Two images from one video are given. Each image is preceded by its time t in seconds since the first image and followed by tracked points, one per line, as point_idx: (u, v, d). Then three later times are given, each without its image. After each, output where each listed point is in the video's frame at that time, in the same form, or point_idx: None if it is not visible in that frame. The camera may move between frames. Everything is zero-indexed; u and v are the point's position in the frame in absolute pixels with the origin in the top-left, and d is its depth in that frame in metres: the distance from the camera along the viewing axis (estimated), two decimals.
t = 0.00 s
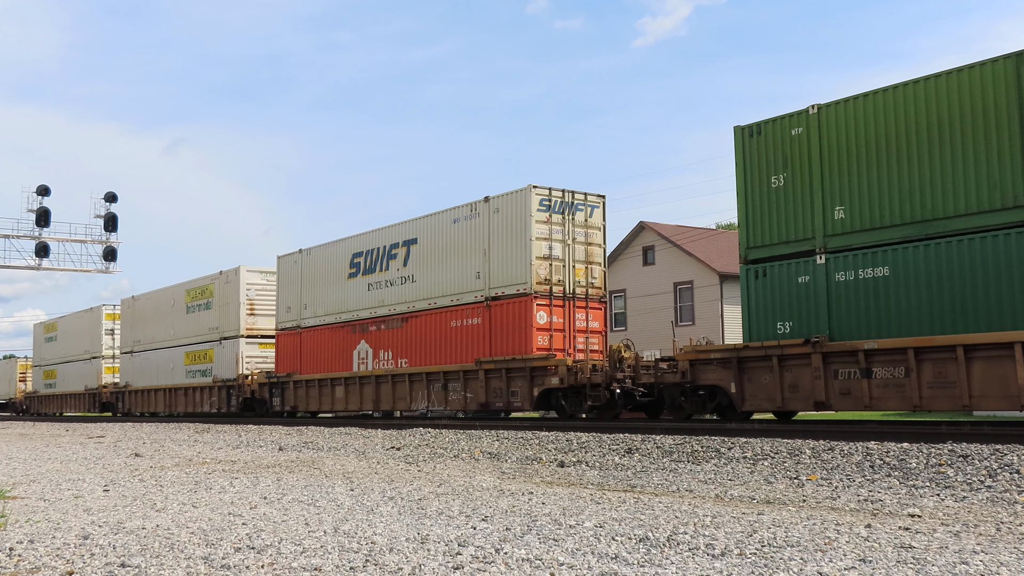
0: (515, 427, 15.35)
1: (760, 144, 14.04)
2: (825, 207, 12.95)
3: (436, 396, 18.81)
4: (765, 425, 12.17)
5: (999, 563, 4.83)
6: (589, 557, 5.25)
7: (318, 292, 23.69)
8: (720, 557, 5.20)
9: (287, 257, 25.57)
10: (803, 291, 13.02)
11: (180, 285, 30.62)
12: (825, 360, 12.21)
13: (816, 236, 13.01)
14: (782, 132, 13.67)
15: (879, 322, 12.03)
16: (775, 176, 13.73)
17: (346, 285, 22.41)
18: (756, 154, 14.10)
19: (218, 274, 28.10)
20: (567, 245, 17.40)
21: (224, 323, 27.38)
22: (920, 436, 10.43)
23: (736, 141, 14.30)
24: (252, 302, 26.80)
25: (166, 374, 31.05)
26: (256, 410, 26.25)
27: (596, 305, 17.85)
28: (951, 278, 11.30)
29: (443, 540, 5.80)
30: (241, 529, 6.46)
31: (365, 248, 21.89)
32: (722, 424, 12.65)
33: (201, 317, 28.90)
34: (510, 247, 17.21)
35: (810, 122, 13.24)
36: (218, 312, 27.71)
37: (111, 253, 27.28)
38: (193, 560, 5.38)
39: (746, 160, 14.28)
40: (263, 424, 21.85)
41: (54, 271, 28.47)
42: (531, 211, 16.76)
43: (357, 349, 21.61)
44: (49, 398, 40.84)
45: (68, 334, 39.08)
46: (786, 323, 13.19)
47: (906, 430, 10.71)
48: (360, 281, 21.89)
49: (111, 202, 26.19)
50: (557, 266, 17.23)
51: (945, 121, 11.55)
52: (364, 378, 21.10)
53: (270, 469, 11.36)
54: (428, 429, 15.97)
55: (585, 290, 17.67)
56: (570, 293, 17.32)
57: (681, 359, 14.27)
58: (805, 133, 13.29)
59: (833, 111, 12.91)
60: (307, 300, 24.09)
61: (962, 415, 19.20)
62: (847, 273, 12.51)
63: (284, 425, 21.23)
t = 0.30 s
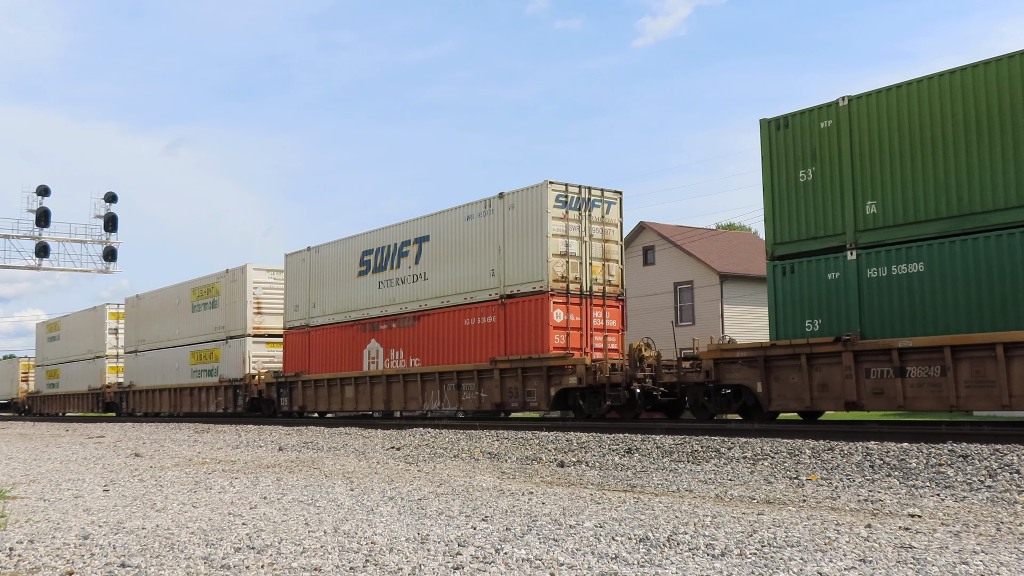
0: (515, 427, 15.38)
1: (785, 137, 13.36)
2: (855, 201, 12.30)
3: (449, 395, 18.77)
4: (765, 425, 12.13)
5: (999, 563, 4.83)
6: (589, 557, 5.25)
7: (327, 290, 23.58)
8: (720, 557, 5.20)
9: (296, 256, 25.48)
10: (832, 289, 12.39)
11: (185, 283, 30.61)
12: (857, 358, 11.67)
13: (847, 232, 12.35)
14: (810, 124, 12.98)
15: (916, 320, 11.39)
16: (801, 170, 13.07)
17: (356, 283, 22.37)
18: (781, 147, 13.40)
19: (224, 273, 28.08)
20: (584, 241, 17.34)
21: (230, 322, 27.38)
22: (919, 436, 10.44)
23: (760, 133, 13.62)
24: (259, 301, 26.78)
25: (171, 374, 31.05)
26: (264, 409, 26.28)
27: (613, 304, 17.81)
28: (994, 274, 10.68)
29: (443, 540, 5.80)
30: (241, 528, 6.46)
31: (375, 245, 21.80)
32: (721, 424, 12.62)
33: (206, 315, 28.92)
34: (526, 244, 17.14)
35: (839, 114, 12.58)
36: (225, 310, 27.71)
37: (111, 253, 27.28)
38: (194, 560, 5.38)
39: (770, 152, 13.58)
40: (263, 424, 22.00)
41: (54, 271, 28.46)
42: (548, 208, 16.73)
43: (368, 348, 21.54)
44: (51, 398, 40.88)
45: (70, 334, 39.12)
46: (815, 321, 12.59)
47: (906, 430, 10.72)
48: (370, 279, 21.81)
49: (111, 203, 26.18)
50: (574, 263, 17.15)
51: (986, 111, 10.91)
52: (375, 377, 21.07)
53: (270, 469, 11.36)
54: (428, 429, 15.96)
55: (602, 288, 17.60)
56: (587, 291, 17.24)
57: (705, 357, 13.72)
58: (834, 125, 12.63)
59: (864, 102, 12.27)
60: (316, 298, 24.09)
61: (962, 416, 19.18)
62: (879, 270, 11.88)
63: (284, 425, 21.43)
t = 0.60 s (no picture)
0: (516, 427, 15.36)
1: (813, 130, 13.05)
2: (888, 195, 12.01)
3: (463, 395, 18.77)
4: (765, 425, 12.12)
5: (999, 563, 4.83)
6: (589, 557, 5.25)
7: (337, 288, 23.51)
8: (719, 557, 5.20)
9: (304, 253, 25.37)
10: (863, 285, 12.07)
11: (190, 282, 30.59)
12: (890, 357, 11.48)
13: (879, 226, 12.07)
14: (839, 116, 12.69)
15: (953, 316, 11.09)
16: (831, 163, 12.77)
17: (366, 280, 22.32)
18: (809, 140, 13.09)
19: (230, 271, 28.06)
20: (601, 238, 17.30)
21: (237, 321, 27.37)
22: (919, 436, 10.44)
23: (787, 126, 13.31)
24: (266, 299, 26.77)
25: (176, 373, 31.04)
26: (270, 409, 26.27)
27: (630, 300, 17.74)
28: None
29: (443, 540, 5.80)
30: (241, 529, 6.46)
31: (386, 243, 21.72)
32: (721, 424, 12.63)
33: (213, 314, 28.91)
34: (543, 241, 17.09)
35: (871, 106, 12.31)
36: (232, 309, 27.70)
37: (111, 253, 27.26)
38: (193, 560, 5.37)
39: (797, 145, 13.27)
40: (263, 424, 21.97)
41: (54, 271, 28.43)
42: (565, 204, 16.71)
43: (378, 347, 21.48)
44: (54, 397, 40.93)
45: (73, 334, 39.14)
46: (845, 318, 12.28)
47: (906, 430, 10.72)
48: (381, 277, 21.72)
49: (111, 203, 26.17)
50: (591, 260, 17.11)
51: None
52: (385, 377, 21.06)
53: (270, 469, 11.35)
54: (427, 429, 15.94)
55: (620, 284, 17.58)
56: (605, 288, 17.20)
57: (730, 356, 13.44)
58: (865, 117, 12.36)
59: (898, 93, 12.00)
60: (325, 296, 24.06)
61: (962, 416, 19.17)
62: (913, 265, 11.57)
63: (283, 425, 21.50)
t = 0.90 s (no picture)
0: (517, 427, 15.38)
1: (843, 121, 12.76)
2: (923, 189, 11.77)
3: (476, 394, 18.78)
4: (765, 425, 12.15)
5: (999, 563, 4.83)
6: (589, 557, 5.25)
7: (347, 287, 23.48)
8: (720, 557, 5.20)
9: (313, 252, 25.36)
10: (897, 282, 11.87)
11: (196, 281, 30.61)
12: (925, 355, 11.34)
13: (913, 221, 11.84)
14: (871, 107, 12.42)
15: (992, 313, 10.94)
16: (862, 156, 12.51)
17: (376, 278, 22.29)
18: (839, 132, 12.81)
19: (236, 269, 28.07)
20: (619, 235, 17.31)
21: (244, 319, 27.39)
22: (919, 436, 10.43)
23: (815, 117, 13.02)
24: (273, 298, 26.78)
25: (182, 373, 31.05)
26: (279, 408, 26.26)
27: (647, 299, 17.78)
28: None
29: (443, 540, 5.80)
30: (241, 528, 6.46)
31: (396, 240, 21.70)
32: (721, 424, 12.64)
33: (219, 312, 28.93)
34: (560, 237, 17.06)
35: (904, 97, 12.05)
36: (238, 308, 27.71)
37: (111, 253, 27.26)
38: (193, 560, 5.37)
39: (826, 137, 12.99)
40: (262, 424, 22.06)
41: (54, 271, 28.44)
42: (583, 200, 16.67)
43: (390, 346, 21.46)
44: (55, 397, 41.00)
45: (76, 333, 39.17)
46: (877, 316, 12.09)
47: (906, 429, 10.72)
48: (392, 275, 21.70)
49: (111, 203, 26.16)
50: (610, 256, 17.14)
51: None
52: (396, 376, 21.06)
53: (270, 469, 11.35)
54: (428, 429, 15.93)
55: (637, 284, 17.60)
56: (624, 286, 17.22)
57: (756, 354, 13.30)
58: (899, 108, 12.10)
59: (934, 84, 11.75)
60: (334, 295, 24.07)
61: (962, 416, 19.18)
62: (949, 261, 11.41)
63: (282, 425, 21.68)
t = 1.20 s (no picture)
0: (516, 427, 15.37)
1: (875, 114, 12.70)
2: (958, 183, 11.67)
3: (490, 394, 18.78)
4: (764, 426, 12.20)
5: (999, 563, 4.83)
6: (589, 557, 5.24)
7: (357, 285, 23.48)
8: (719, 557, 5.19)
9: (323, 249, 25.33)
10: (931, 279, 11.77)
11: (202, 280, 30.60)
12: (962, 354, 11.15)
13: (949, 216, 11.74)
14: (903, 100, 12.34)
15: None
16: (894, 150, 12.44)
17: (387, 276, 22.29)
18: (871, 125, 12.75)
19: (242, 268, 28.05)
20: (638, 231, 17.27)
21: (250, 318, 27.38)
22: (919, 436, 10.44)
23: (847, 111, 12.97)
24: (281, 296, 26.76)
25: (187, 373, 31.04)
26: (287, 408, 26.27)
27: (667, 297, 17.70)
28: None
29: (443, 540, 5.80)
30: (241, 528, 6.46)
31: (408, 238, 21.70)
32: (721, 425, 12.72)
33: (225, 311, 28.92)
34: (578, 233, 17.03)
35: (938, 89, 11.96)
36: (244, 306, 27.70)
37: (111, 253, 27.26)
38: (193, 560, 5.37)
39: (857, 131, 12.92)
40: (262, 424, 22.16)
41: (54, 271, 28.44)
42: (601, 195, 16.67)
43: (401, 346, 21.45)
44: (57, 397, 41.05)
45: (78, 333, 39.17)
46: (911, 313, 11.97)
47: (906, 430, 10.72)
48: (403, 272, 21.69)
49: (111, 202, 26.17)
50: (629, 253, 17.11)
51: None
52: (407, 376, 21.08)
53: (269, 469, 11.35)
54: (427, 429, 15.94)
55: (656, 281, 17.56)
56: (643, 284, 17.18)
57: (783, 353, 13.12)
58: (932, 100, 12.00)
59: (969, 76, 11.64)
60: (343, 293, 24.08)
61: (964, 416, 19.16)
62: (986, 257, 11.27)
63: (282, 425, 21.88)
